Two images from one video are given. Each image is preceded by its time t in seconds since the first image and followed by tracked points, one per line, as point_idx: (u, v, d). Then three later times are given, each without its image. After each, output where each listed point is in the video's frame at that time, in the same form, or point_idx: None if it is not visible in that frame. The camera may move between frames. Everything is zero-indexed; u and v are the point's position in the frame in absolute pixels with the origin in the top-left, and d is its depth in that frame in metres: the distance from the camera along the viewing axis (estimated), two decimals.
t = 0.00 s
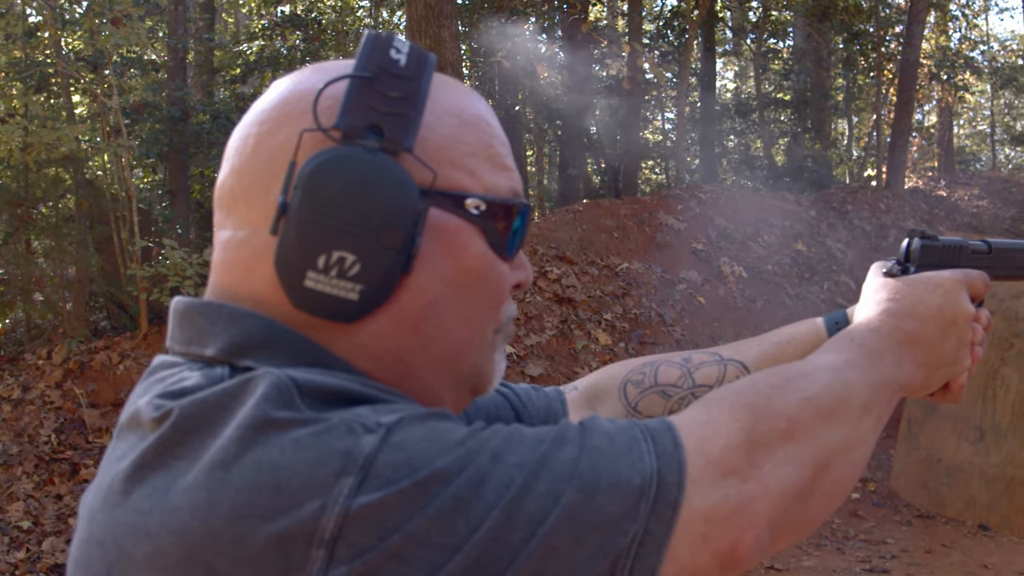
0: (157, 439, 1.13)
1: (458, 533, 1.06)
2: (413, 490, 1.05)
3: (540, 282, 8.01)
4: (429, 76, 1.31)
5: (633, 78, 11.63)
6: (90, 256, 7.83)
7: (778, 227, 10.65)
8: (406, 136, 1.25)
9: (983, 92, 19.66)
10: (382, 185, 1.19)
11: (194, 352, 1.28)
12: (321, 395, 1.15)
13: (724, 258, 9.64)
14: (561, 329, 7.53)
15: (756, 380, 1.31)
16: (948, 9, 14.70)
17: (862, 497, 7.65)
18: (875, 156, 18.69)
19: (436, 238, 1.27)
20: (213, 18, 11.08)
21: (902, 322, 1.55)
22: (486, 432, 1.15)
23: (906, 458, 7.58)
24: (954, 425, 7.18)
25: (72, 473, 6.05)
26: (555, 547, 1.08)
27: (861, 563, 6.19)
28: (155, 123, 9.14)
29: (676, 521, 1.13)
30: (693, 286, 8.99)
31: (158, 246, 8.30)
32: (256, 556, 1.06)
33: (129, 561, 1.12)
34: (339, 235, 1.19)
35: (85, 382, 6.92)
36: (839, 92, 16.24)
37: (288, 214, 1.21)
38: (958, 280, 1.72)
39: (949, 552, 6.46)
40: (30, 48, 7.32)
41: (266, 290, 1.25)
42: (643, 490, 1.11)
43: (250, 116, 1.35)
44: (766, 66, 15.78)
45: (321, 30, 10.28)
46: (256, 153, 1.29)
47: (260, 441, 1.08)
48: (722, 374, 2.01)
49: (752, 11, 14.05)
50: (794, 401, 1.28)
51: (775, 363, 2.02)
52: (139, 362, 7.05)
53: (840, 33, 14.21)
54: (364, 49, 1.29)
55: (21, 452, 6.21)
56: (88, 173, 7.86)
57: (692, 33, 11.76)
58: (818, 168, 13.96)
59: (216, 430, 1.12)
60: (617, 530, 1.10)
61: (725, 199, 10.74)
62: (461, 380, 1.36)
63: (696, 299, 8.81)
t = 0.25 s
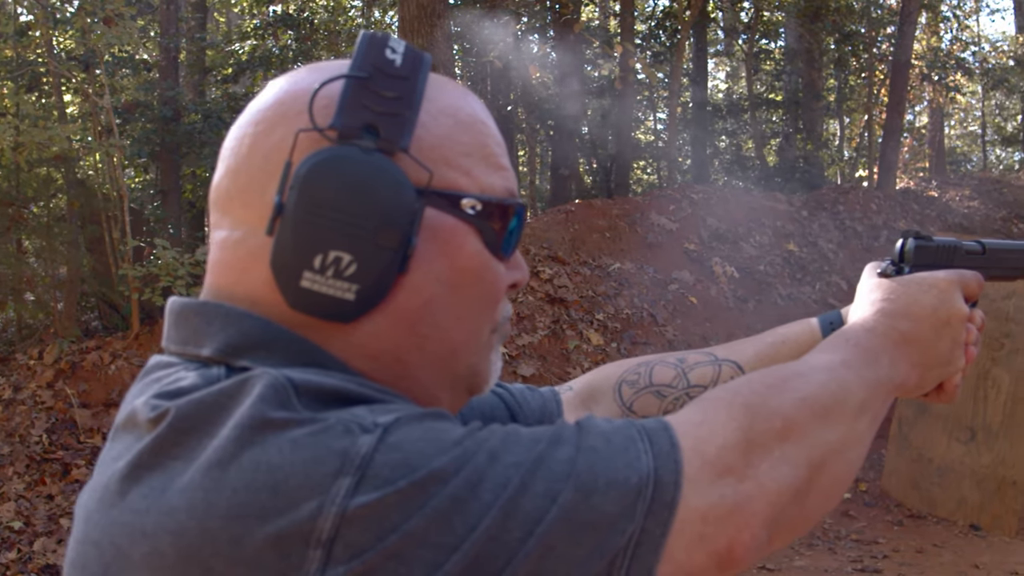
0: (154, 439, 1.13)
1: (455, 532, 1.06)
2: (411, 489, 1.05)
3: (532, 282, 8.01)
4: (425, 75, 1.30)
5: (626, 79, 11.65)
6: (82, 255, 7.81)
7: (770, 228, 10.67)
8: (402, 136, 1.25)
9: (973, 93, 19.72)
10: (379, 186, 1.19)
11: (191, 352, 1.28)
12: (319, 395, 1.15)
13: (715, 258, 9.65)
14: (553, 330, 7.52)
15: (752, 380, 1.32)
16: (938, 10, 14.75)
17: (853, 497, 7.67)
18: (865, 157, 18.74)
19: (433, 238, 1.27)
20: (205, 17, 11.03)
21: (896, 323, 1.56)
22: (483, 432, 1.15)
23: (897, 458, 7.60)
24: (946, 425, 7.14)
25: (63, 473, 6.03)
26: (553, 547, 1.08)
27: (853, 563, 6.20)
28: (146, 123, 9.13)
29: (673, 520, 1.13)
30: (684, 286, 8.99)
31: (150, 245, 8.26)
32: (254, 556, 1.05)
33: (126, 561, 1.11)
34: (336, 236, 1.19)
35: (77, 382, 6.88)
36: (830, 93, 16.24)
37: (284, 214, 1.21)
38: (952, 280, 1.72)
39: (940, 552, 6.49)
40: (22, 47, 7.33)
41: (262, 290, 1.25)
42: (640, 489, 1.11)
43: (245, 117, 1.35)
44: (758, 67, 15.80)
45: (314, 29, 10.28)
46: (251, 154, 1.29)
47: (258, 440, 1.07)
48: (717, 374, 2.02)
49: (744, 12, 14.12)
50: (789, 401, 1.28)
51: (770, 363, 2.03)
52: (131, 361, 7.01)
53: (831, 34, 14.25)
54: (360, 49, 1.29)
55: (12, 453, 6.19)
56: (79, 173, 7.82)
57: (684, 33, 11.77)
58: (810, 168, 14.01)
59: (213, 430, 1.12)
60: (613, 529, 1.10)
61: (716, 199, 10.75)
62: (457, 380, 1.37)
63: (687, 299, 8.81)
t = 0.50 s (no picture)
0: (152, 439, 1.13)
1: (455, 533, 1.06)
2: (410, 489, 1.05)
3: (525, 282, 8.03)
4: (423, 76, 1.30)
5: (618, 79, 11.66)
6: (73, 255, 7.75)
7: (763, 228, 10.68)
8: (401, 136, 1.25)
9: (966, 94, 19.75)
10: (378, 186, 1.19)
11: (189, 353, 1.28)
12: (318, 395, 1.15)
13: (708, 258, 9.66)
14: (546, 329, 7.54)
15: (750, 379, 1.32)
16: (930, 11, 14.77)
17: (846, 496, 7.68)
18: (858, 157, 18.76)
19: (431, 238, 1.27)
20: (197, 16, 11.02)
21: (892, 322, 1.56)
22: (483, 432, 1.14)
23: (889, 458, 7.61)
24: (939, 425, 7.20)
25: (55, 474, 6.08)
26: (552, 547, 1.08)
27: (845, 562, 6.21)
28: (139, 123, 9.13)
29: (672, 520, 1.13)
30: (677, 287, 9.00)
31: (142, 246, 8.24)
32: (254, 557, 1.05)
33: (125, 561, 1.11)
34: (335, 236, 1.19)
35: (69, 382, 6.88)
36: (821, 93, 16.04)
37: (282, 214, 1.21)
38: (948, 280, 1.73)
39: (932, 551, 6.50)
40: (13, 47, 7.36)
41: (260, 290, 1.25)
42: (639, 489, 1.12)
43: (244, 117, 1.34)
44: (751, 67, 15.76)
45: (306, 29, 10.29)
46: (249, 153, 1.29)
47: (257, 440, 1.07)
48: (714, 375, 2.02)
49: (736, 13, 14.14)
50: (788, 400, 1.28)
51: (766, 364, 2.03)
52: (123, 361, 6.99)
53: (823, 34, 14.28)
54: (358, 48, 1.29)
55: (4, 452, 6.24)
56: (71, 172, 7.82)
57: (676, 34, 11.77)
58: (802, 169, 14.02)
59: (212, 431, 1.12)
60: (613, 529, 1.10)
61: (709, 200, 10.75)
62: (456, 380, 1.36)
63: (681, 299, 8.81)
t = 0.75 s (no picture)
0: (153, 440, 1.12)
1: (457, 534, 1.05)
2: (413, 490, 1.05)
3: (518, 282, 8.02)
4: (423, 75, 1.30)
5: (612, 78, 11.65)
6: (65, 254, 7.75)
7: (755, 227, 10.70)
8: (401, 135, 1.24)
9: (959, 95, 19.78)
10: (378, 186, 1.18)
11: (188, 353, 1.27)
12: (318, 395, 1.14)
13: (701, 258, 9.66)
14: (539, 329, 7.52)
15: (751, 380, 1.31)
16: (923, 12, 14.79)
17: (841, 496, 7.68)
18: (850, 158, 18.79)
19: (432, 238, 1.26)
20: (190, 15, 10.98)
21: (891, 322, 1.56)
22: (484, 432, 1.14)
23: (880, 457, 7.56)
24: (931, 425, 7.23)
25: (47, 474, 6.09)
26: (555, 547, 1.07)
27: (839, 562, 6.20)
28: (131, 122, 9.07)
29: (674, 520, 1.12)
30: (670, 286, 9.00)
31: (135, 245, 8.20)
32: (256, 557, 1.05)
33: (125, 562, 1.11)
34: (335, 236, 1.18)
35: (61, 382, 6.83)
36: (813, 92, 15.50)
37: (282, 214, 1.20)
38: (947, 279, 1.72)
39: (925, 550, 6.52)
40: (7, 45, 7.21)
41: (260, 290, 1.24)
42: (641, 489, 1.11)
43: (243, 116, 1.34)
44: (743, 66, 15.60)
45: (298, 28, 10.28)
46: (249, 153, 1.28)
47: (258, 441, 1.07)
48: (712, 375, 2.02)
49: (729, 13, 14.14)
50: (789, 401, 1.28)
51: (765, 363, 2.03)
52: (116, 361, 6.95)
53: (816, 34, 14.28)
54: (358, 47, 1.28)
55: None
56: (64, 172, 7.78)
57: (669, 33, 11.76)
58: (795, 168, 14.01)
59: (213, 431, 1.11)
60: (616, 529, 1.10)
61: (702, 199, 10.75)
62: (457, 380, 1.36)
63: (674, 299, 8.81)
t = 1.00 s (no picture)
0: (156, 440, 1.12)
1: (464, 535, 1.05)
2: (419, 491, 1.04)
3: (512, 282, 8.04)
4: (425, 74, 1.30)
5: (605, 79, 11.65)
6: (59, 254, 7.73)
7: (750, 228, 10.69)
8: (404, 135, 1.23)
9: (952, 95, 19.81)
10: (381, 185, 1.18)
11: (191, 353, 1.26)
12: (323, 395, 1.14)
13: (695, 258, 9.66)
14: (533, 329, 7.52)
15: (754, 380, 1.31)
16: (915, 12, 14.81)
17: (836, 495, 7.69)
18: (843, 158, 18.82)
19: (435, 238, 1.26)
20: (183, 15, 10.96)
21: (893, 322, 1.56)
22: (489, 433, 1.13)
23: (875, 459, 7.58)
24: (925, 425, 7.23)
25: (41, 474, 6.09)
26: (561, 547, 1.07)
27: (833, 562, 6.20)
28: (125, 122, 9.08)
29: (679, 520, 1.12)
30: (664, 286, 9.00)
31: (129, 245, 8.17)
32: (262, 559, 1.04)
33: (129, 564, 1.10)
34: (339, 235, 1.18)
35: (55, 382, 6.81)
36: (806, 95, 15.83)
37: (285, 214, 1.19)
38: (947, 279, 1.72)
39: (919, 550, 6.53)
40: None
41: (263, 290, 1.24)
42: (648, 490, 1.11)
43: (244, 115, 1.33)
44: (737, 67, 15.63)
45: (292, 28, 10.21)
46: (251, 152, 1.27)
47: (263, 442, 1.06)
48: (714, 375, 2.02)
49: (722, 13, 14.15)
50: (793, 401, 1.28)
51: (766, 363, 2.03)
52: (110, 361, 6.93)
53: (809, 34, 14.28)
54: (360, 46, 1.28)
55: None
56: (57, 172, 7.77)
57: (662, 33, 11.76)
58: (789, 168, 14.02)
59: (218, 432, 1.11)
60: (622, 530, 1.09)
61: (696, 199, 10.74)
62: (460, 380, 1.35)
63: (668, 299, 8.82)
